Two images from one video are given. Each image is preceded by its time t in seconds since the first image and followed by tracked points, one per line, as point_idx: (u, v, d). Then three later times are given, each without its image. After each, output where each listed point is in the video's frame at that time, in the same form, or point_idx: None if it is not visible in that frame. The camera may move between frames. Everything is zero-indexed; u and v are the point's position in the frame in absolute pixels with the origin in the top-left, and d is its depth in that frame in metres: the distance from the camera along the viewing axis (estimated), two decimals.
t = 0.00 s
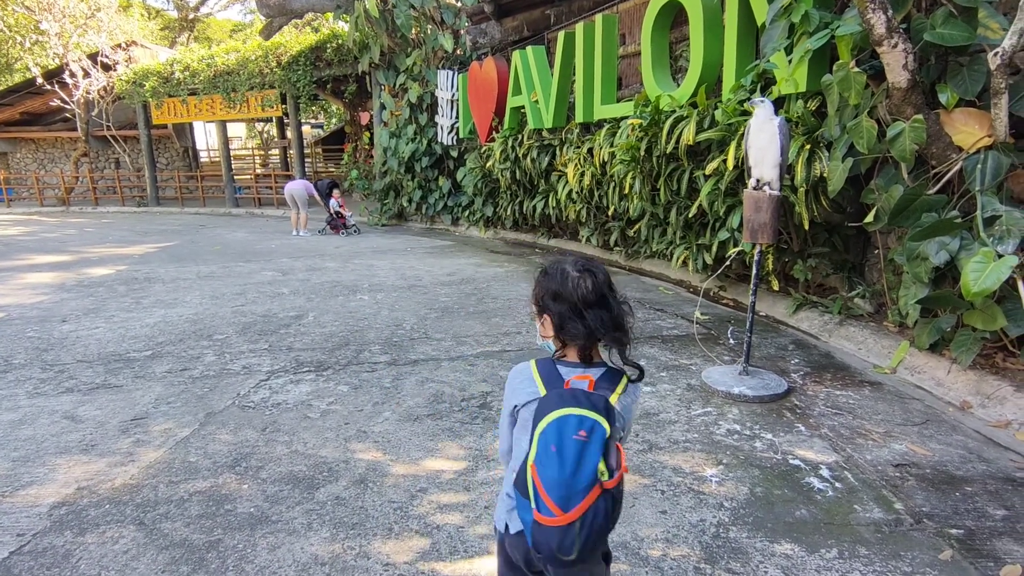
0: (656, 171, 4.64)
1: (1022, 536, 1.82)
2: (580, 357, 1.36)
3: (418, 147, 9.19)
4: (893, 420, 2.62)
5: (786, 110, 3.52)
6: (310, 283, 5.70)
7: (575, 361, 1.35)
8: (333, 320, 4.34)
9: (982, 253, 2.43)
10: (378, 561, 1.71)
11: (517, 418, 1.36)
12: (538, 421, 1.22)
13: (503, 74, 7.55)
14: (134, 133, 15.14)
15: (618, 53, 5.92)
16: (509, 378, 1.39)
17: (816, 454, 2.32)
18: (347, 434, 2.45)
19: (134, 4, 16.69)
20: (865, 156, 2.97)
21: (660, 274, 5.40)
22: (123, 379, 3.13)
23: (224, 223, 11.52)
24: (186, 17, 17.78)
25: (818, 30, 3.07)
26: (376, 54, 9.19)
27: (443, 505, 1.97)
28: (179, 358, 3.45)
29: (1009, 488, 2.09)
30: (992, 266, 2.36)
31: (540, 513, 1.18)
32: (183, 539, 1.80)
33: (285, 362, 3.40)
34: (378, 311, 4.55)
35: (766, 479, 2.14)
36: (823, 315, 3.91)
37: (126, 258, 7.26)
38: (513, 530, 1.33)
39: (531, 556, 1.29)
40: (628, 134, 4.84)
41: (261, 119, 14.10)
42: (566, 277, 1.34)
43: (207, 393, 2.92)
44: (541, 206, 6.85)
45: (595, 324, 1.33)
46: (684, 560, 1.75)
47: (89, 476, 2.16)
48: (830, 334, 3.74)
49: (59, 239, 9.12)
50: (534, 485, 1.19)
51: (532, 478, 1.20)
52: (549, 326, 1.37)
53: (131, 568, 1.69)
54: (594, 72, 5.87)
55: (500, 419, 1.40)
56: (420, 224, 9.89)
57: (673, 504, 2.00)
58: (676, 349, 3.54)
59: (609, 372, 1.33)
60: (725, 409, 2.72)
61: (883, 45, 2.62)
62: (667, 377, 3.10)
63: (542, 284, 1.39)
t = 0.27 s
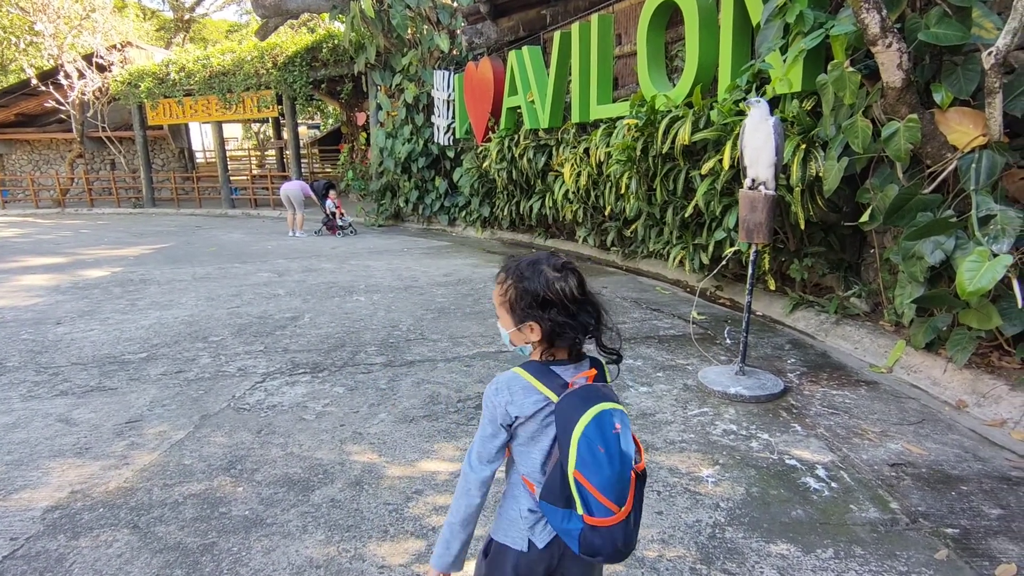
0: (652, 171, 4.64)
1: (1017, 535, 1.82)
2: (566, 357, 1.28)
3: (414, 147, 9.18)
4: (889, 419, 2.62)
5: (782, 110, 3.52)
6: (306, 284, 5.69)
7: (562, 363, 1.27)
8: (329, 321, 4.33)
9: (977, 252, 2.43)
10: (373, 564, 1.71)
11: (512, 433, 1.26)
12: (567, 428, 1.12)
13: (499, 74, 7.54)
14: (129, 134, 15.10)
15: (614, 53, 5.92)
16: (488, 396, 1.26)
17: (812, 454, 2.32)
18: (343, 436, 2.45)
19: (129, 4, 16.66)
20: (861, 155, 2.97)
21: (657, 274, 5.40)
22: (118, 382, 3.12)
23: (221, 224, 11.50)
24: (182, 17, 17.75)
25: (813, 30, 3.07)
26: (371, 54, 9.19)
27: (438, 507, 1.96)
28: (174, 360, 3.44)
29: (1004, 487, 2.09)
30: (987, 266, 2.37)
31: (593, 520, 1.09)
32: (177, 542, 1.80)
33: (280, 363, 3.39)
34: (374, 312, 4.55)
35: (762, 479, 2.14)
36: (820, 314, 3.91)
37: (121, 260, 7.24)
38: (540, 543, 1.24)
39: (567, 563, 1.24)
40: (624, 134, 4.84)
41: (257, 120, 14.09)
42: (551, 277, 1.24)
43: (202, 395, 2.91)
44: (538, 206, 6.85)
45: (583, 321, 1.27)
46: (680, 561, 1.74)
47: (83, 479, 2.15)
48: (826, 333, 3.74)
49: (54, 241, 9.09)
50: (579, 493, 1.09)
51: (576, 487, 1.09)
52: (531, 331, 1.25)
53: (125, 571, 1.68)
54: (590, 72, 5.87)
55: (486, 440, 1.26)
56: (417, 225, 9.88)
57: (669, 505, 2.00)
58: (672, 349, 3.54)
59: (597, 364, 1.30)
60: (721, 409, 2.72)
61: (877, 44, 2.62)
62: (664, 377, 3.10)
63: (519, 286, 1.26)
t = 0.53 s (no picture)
0: (649, 170, 4.63)
1: (1015, 534, 1.82)
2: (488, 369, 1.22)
3: (412, 148, 9.17)
4: (886, 418, 2.62)
5: (778, 109, 3.52)
6: (304, 285, 5.68)
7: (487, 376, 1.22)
8: (326, 322, 4.32)
9: (974, 251, 2.43)
10: (370, 565, 1.70)
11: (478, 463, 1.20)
12: (544, 446, 1.13)
13: (496, 74, 7.54)
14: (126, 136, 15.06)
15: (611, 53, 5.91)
16: (448, 435, 1.15)
17: (810, 453, 2.32)
18: (340, 437, 2.44)
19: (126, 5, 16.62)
20: (857, 154, 2.97)
21: (654, 273, 5.40)
22: (115, 384, 3.11)
23: (218, 225, 11.48)
24: (179, 18, 17.72)
25: (809, 29, 3.07)
26: (369, 54, 9.18)
27: (436, 508, 1.95)
28: (171, 362, 3.43)
29: (1002, 485, 2.09)
30: (984, 264, 2.37)
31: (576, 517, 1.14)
32: (173, 545, 1.79)
33: (278, 365, 3.38)
34: (372, 312, 4.54)
35: (760, 478, 2.14)
36: (817, 313, 3.92)
37: (118, 261, 7.22)
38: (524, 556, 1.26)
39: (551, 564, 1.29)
40: (621, 134, 4.84)
41: (255, 121, 14.07)
42: (469, 282, 1.16)
43: (199, 397, 2.90)
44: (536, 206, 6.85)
45: (499, 333, 1.18)
46: (678, 561, 1.74)
47: (79, 482, 2.14)
48: (824, 332, 3.74)
49: (51, 243, 9.06)
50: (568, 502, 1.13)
51: (559, 494, 1.13)
52: (446, 339, 1.19)
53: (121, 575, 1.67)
54: (587, 72, 5.86)
55: (464, 482, 1.17)
56: (414, 225, 9.88)
57: (667, 505, 1.99)
58: (670, 349, 3.53)
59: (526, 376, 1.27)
60: (719, 409, 2.72)
61: (874, 43, 2.62)
62: (662, 377, 3.10)
63: (436, 291, 1.18)
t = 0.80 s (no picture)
0: (649, 170, 4.63)
1: (1016, 534, 1.82)
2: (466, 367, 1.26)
3: (411, 148, 9.17)
4: (887, 418, 2.62)
5: (778, 108, 3.52)
6: (304, 286, 5.67)
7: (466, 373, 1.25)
8: (326, 322, 4.32)
9: (974, 250, 2.43)
10: (371, 566, 1.70)
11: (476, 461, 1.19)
12: (530, 436, 1.20)
13: (495, 74, 7.53)
14: (125, 136, 15.05)
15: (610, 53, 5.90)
16: (462, 438, 1.12)
17: (811, 453, 2.31)
18: (340, 438, 2.44)
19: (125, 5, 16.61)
20: (858, 154, 2.97)
21: (654, 273, 5.40)
22: (114, 385, 3.10)
23: (218, 226, 11.47)
24: (178, 18, 17.71)
25: (809, 29, 3.06)
26: (368, 54, 9.18)
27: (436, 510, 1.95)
28: (170, 363, 3.43)
29: (1003, 485, 2.09)
30: (984, 263, 2.37)
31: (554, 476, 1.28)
32: (173, 546, 1.79)
33: (278, 365, 3.38)
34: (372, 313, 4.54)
35: (761, 478, 2.14)
36: (817, 313, 3.92)
37: (117, 262, 7.22)
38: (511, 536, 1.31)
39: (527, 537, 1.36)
40: (620, 133, 4.83)
41: (254, 121, 14.06)
42: (446, 275, 1.20)
43: (199, 397, 2.89)
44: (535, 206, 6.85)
45: (476, 321, 1.24)
46: (679, 561, 1.74)
47: (78, 483, 2.14)
48: (824, 331, 3.74)
49: (50, 244, 9.05)
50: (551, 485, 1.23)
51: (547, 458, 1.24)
52: (432, 341, 1.19)
53: None
54: (586, 72, 5.86)
55: (471, 491, 1.12)
56: (414, 225, 9.87)
57: (668, 505, 1.99)
58: (670, 349, 3.53)
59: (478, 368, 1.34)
60: (719, 409, 2.72)
61: (873, 43, 2.62)
62: (662, 377, 3.10)
63: (410, 294, 1.18)
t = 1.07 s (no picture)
0: (651, 169, 4.63)
1: (1019, 533, 1.82)
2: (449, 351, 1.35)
3: (412, 147, 9.18)
4: (889, 417, 2.62)
5: (780, 107, 3.52)
6: (305, 285, 5.68)
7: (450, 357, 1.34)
8: (328, 321, 4.33)
9: (976, 249, 2.43)
10: (374, 565, 1.70)
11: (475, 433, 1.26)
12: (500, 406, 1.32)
13: (497, 74, 7.53)
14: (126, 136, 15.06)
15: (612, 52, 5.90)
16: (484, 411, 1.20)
17: (813, 452, 2.31)
18: (342, 436, 2.44)
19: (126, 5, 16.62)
20: (860, 154, 2.97)
21: (655, 273, 5.40)
22: (116, 383, 3.10)
23: (219, 225, 11.49)
24: (179, 18, 17.73)
25: (812, 28, 3.06)
26: (369, 54, 9.19)
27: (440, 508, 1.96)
28: (172, 362, 3.43)
29: (1005, 484, 2.09)
30: (987, 263, 2.36)
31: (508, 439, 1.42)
32: (176, 544, 1.79)
33: (280, 364, 3.38)
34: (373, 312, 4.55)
35: (763, 477, 2.14)
36: (819, 312, 3.92)
37: (119, 261, 7.23)
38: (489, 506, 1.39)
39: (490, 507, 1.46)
40: (622, 133, 4.83)
41: (255, 120, 14.07)
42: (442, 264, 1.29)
43: (201, 396, 2.90)
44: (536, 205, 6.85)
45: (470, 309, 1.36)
46: (682, 560, 1.74)
47: (81, 481, 2.14)
48: (825, 331, 3.75)
49: (51, 243, 9.06)
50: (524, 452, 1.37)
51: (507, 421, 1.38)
52: (448, 326, 1.27)
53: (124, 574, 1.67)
54: (588, 71, 5.86)
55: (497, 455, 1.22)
56: (415, 225, 9.87)
57: (671, 504, 1.99)
58: (672, 348, 3.53)
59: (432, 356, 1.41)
60: (721, 408, 2.72)
61: (876, 42, 2.61)
62: (663, 376, 3.10)
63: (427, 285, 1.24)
